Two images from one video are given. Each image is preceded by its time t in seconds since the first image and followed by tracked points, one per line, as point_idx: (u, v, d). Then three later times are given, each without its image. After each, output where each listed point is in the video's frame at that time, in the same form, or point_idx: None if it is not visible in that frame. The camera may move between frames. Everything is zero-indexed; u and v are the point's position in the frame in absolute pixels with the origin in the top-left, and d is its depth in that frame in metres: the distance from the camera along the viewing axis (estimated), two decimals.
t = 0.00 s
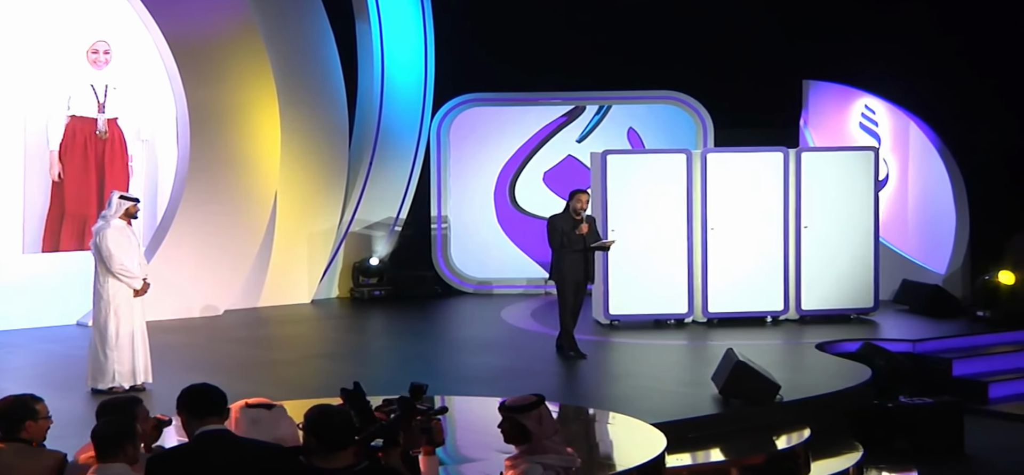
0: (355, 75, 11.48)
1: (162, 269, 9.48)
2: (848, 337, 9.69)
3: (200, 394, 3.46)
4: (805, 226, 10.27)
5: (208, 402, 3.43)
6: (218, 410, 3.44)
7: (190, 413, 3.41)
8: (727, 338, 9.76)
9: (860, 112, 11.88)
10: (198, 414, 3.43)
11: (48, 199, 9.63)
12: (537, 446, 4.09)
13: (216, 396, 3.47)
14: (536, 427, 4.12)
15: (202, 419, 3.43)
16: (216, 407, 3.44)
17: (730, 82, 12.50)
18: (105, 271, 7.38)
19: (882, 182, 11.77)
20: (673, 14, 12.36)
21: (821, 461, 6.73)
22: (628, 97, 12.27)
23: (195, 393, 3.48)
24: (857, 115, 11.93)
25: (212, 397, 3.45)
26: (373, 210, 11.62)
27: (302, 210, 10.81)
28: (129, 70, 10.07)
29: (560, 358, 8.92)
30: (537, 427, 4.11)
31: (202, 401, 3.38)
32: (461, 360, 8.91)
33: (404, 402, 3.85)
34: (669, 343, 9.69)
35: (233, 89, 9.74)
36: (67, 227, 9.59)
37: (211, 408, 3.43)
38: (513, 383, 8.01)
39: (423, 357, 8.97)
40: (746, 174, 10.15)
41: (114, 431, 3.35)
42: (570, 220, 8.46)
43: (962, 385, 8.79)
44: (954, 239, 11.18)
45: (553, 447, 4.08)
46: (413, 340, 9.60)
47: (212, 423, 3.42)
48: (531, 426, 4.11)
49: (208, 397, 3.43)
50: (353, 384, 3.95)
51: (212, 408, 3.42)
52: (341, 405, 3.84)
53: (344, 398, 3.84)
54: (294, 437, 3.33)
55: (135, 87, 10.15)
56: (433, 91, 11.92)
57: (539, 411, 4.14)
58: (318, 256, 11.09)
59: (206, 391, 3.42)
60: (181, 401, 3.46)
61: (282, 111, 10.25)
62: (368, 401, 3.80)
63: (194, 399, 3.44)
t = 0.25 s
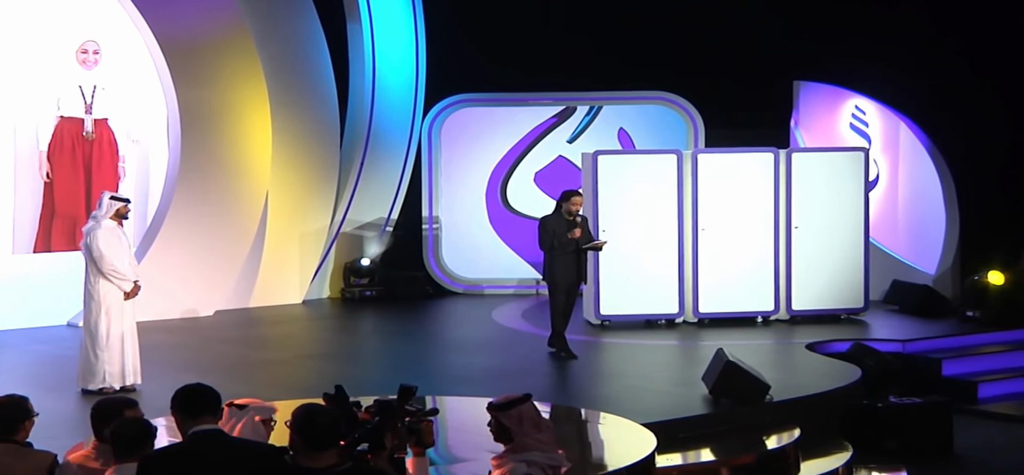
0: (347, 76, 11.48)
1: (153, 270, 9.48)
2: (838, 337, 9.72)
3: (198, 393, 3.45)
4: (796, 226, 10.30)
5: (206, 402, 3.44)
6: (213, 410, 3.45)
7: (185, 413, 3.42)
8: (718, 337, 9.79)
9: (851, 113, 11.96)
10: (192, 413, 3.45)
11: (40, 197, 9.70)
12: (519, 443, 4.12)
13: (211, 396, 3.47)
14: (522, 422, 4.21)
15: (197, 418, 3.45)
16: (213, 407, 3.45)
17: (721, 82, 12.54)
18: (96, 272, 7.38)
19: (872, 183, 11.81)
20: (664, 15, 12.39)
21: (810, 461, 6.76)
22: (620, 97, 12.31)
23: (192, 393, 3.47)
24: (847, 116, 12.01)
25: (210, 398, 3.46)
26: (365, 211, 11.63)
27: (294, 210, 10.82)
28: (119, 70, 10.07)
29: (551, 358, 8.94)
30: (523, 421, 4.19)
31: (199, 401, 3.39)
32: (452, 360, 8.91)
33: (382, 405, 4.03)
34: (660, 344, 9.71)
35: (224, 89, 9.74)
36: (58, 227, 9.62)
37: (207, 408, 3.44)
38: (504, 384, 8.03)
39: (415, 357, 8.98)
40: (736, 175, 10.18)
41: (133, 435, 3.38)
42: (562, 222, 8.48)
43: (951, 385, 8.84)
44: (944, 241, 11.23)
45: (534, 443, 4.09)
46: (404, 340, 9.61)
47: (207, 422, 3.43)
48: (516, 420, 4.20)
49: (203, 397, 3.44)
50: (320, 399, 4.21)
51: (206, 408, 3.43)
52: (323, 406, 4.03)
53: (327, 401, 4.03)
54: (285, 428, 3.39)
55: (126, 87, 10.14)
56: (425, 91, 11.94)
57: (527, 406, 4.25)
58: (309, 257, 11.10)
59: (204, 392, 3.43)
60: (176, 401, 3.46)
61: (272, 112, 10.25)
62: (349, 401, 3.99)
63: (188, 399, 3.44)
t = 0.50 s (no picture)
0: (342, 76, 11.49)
1: (147, 270, 9.48)
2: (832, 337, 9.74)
3: (192, 392, 3.45)
4: (790, 227, 10.33)
5: (201, 402, 3.44)
6: (209, 410, 3.45)
7: (181, 412, 3.41)
8: (712, 337, 9.82)
9: (844, 113, 11.91)
10: (187, 412, 3.44)
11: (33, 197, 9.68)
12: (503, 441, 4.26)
13: (207, 395, 3.46)
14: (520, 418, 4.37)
15: (192, 417, 3.44)
16: (208, 406, 3.45)
17: (716, 83, 12.56)
18: (90, 272, 7.38)
19: (866, 183, 11.82)
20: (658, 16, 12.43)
21: (803, 461, 6.78)
22: (615, 98, 12.32)
23: (189, 392, 3.47)
24: (842, 116, 11.93)
25: (206, 397, 3.46)
26: (359, 211, 11.64)
27: (289, 210, 10.83)
28: (112, 70, 10.07)
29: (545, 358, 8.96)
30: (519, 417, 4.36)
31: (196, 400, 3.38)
32: (446, 361, 8.93)
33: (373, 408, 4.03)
34: (655, 344, 9.72)
35: (219, 89, 9.76)
36: (52, 227, 9.62)
37: (202, 407, 3.43)
38: (499, 384, 8.05)
39: (409, 357, 8.99)
40: (730, 175, 10.20)
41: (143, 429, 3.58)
42: (556, 223, 8.50)
43: (944, 384, 8.86)
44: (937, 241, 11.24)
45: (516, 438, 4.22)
46: (398, 340, 9.63)
47: (200, 423, 3.43)
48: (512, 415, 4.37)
49: (200, 396, 3.44)
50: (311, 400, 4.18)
51: (202, 408, 3.43)
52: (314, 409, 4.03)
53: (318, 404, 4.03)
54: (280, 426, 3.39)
55: (119, 87, 10.14)
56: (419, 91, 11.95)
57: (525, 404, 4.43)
58: (304, 257, 11.10)
59: (201, 391, 3.43)
60: (174, 401, 3.45)
61: (267, 113, 10.25)
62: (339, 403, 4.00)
63: (185, 399, 3.43)
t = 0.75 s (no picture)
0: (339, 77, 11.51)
1: (143, 271, 9.48)
2: (829, 337, 9.75)
3: (194, 392, 3.44)
4: (787, 227, 10.34)
5: (202, 403, 3.42)
6: (209, 410, 3.43)
7: (182, 412, 3.41)
8: (708, 337, 9.83)
9: (842, 113, 11.83)
10: (187, 411, 3.42)
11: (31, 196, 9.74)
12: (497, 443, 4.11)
13: (208, 395, 3.45)
14: (513, 417, 4.15)
15: (192, 417, 3.42)
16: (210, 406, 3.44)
17: (713, 83, 12.59)
18: (88, 272, 7.37)
19: (863, 183, 11.82)
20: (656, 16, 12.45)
21: (800, 460, 6.79)
22: (612, 98, 12.33)
23: (191, 393, 3.46)
24: (838, 116, 11.88)
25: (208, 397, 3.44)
26: (356, 211, 11.64)
27: (286, 210, 10.83)
28: (110, 69, 10.07)
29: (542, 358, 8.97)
30: (512, 416, 4.13)
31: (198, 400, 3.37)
32: (443, 361, 8.93)
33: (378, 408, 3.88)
34: (652, 343, 9.74)
35: (216, 90, 9.76)
36: (50, 226, 9.66)
37: (203, 407, 3.42)
38: (495, 383, 8.06)
39: (406, 357, 9.00)
40: (727, 175, 10.21)
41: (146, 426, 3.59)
42: (555, 224, 8.49)
43: (941, 384, 8.87)
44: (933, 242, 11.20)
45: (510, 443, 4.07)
46: (395, 340, 9.64)
47: (199, 423, 3.41)
48: (504, 413, 4.15)
49: (200, 395, 3.43)
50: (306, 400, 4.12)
51: (203, 408, 3.41)
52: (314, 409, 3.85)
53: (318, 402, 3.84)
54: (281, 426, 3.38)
55: (117, 87, 10.15)
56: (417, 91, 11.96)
57: (519, 402, 4.19)
58: (301, 257, 11.09)
59: (202, 391, 3.42)
60: (175, 400, 3.46)
61: (263, 113, 10.25)
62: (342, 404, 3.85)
63: (187, 399, 3.43)
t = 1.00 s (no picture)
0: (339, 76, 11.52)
1: (142, 270, 9.47)
2: (828, 336, 9.75)
3: (193, 393, 3.44)
4: (786, 226, 10.35)
5: (202, 403, 3.43)
6: (209, 410, 3.44)
7: (182, 412, 3.40)
8: (708, 336, 9.84)
9: (840, 112, 11.87)
10: (187, 411, 3.42)
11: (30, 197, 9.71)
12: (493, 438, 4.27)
13: (208, 395, 3.45)
14: (511, 415, 4.30)
15: (192, 417, 3.42)
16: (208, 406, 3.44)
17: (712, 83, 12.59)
18: (86, 272, 7.37)
19: (862, 182, 11.87)
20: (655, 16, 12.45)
21: (799, 460, 6.80)
22: (610, 97, 12.33)
23: (191, 392, 3.46)
24: (837, 115, 11.92)
25: (208, 397, 3.45)
26: (355, 210, 11.65)
27: (285, 210, 10.83)
28: (110, 67, 10.07)
29: (541, 357, 8.97)
30: (509, 415, 4.28)
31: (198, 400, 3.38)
32: (441, 360, 8.94)
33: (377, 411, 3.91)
34: (651, 343, 9.75)
35: (215, 89, 9.76)
36: (48, 227, 9.65)
37: (202, 407, 3.42)
38: (494, 383, 8.06)
39: (405, 357, 9.00)
40: (726, 175, 10.21)
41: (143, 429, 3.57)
42: (556, 223, 8.49)
43: (940, 383, 8.87)
44: (930, 244, 11.19)
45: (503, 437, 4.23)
46: (394, 340, 9.63)
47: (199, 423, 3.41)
48: (502, 412, 4.31)
49: (200, 396, 3.43)
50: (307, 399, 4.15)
51: (203, 407, 3.41)
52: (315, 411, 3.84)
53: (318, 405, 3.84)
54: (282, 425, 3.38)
55: (117, 86, 10.15)
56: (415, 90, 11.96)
57: (516, 401, 4.33)
58: (300, 257, 11.10)
59: (202, 391, 3.42)
60: (175, 400, 3.45)
61: (263, 112, 10.26)
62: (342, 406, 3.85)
63: (186, 399, 3.42)
